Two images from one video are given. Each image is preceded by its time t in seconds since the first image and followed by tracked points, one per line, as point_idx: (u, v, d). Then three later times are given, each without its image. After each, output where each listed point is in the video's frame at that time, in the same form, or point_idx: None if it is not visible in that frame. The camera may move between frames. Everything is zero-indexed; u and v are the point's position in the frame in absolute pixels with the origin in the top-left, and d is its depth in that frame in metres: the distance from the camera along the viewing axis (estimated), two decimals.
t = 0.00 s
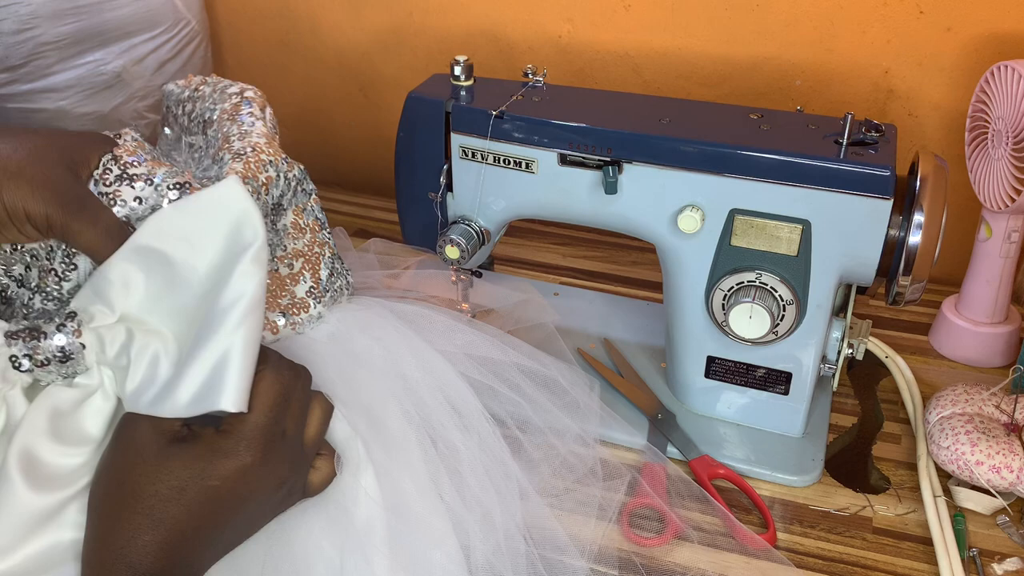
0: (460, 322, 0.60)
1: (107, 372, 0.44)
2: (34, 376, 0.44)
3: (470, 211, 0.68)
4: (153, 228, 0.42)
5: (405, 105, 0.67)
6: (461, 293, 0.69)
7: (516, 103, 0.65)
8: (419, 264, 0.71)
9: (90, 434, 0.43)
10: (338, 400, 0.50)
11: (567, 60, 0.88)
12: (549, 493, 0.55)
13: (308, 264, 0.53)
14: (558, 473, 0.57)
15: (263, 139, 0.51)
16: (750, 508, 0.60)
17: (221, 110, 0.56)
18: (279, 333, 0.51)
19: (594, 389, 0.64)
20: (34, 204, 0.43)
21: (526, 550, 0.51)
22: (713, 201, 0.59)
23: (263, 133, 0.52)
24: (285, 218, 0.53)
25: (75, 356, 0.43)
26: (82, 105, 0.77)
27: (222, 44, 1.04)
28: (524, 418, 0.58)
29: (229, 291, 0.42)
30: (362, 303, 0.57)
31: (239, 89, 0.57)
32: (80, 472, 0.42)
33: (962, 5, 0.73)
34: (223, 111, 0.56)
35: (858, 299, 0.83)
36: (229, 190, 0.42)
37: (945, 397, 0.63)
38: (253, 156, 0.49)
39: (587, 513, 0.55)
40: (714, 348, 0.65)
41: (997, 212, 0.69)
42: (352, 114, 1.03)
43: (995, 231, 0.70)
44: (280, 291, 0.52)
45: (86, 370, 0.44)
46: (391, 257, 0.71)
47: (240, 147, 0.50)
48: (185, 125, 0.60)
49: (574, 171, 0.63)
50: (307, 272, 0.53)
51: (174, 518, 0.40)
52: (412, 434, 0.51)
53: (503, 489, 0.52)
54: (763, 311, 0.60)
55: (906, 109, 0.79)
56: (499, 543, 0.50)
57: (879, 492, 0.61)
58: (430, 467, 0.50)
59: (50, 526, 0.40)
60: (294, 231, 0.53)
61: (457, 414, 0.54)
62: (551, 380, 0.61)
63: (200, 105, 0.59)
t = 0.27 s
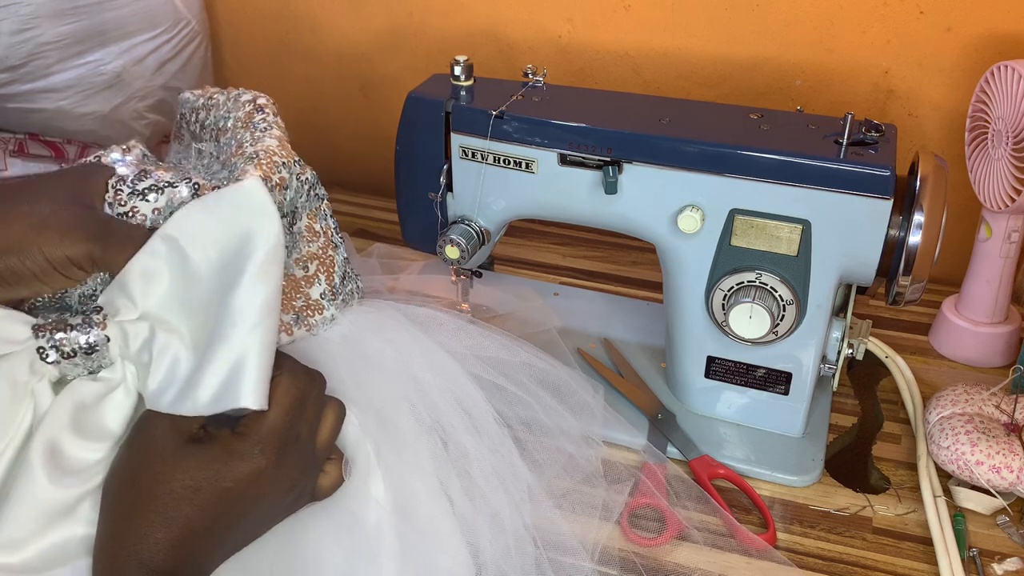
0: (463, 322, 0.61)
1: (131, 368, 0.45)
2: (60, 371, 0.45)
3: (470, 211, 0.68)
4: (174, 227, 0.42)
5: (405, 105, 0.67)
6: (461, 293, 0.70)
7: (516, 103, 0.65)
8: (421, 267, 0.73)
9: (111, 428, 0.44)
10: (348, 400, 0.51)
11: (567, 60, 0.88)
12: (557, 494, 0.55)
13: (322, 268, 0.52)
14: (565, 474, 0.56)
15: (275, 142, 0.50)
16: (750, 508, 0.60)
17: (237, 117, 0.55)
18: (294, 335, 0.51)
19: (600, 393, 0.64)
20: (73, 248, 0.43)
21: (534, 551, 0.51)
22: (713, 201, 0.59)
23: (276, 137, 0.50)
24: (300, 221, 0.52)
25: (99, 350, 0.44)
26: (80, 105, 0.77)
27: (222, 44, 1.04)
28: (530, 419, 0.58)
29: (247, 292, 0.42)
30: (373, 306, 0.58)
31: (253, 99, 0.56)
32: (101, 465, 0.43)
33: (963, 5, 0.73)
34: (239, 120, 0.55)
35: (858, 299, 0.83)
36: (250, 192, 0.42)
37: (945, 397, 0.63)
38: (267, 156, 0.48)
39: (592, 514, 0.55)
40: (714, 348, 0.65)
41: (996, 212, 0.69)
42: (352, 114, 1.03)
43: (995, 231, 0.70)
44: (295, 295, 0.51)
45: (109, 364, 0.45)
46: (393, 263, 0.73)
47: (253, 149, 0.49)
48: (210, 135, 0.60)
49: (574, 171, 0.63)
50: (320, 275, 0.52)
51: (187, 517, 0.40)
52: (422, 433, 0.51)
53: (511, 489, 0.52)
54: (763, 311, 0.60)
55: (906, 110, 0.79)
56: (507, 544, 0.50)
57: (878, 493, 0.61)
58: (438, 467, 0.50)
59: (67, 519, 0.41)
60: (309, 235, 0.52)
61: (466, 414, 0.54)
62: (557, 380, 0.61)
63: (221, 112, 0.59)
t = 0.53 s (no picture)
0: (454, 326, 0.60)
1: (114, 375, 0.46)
2: (43, 378, 0.46)
3: (470, 211, 0.68)
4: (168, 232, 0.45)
5: (405, 105, 0.67)
6: (461, 293, 0.70)
7: (516, 103, 0.65)
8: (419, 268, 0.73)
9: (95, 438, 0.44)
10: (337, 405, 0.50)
11: (567, 60, 0.88)
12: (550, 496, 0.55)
13: (313, 272, 0.53)
14: (557, 475, 0.56)
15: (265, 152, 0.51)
16: (750, 508, 0.60)
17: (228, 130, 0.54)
18: (282, 339, 0.51)
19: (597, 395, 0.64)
20: (76, 238, 0.45)
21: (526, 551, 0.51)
22: (713, 201, 0.59)
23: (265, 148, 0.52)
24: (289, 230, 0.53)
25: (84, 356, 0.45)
26: (80, 105, 0.77)
27: (222, 44, 1.04)
28: (523, 420, 0.58)
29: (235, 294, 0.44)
30: (364, 311, 0.58)
31: (235, 111, 0.55)
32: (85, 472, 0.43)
33: (963, 5, 0.73)
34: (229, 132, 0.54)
35: (858, 299, 0.83)
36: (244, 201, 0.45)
37: (945, 397, 0.63)
38: (268, 170, 0.50)
39: (588, 514, 0.55)
40: (714, 348, 0.65)
41: (997, 212, 0.69)
42: (352, 114, 1.03)
43: (995, 231, 0.70)
44: (284, 300, 0.52)
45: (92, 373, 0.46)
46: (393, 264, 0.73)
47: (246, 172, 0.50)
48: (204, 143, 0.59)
49: (574, 171, 0.63)
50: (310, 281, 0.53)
51: (173, 524, 0.40)
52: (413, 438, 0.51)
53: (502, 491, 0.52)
54: (763, 311, 0.60)
55: (906, 110, 0.79)
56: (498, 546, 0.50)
57: (878, 493, 0.61)
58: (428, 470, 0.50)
59: (52, 528, 0.41)
60: (299, 241, 0.54)
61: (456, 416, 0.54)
62: (550, 382, 0.61)
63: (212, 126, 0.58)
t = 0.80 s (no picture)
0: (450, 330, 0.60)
1: (58, 365, 0.42)
2: None
3: (470, 211, 0.68)
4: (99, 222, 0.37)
5: (406, 105, 0.67)
6: (461, 294, 0.70)
7: (516, 103, 0.65)
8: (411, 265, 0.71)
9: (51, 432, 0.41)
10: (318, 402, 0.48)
11: (567, 60, 0.88)
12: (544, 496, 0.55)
13: (286, 269, 0.50)
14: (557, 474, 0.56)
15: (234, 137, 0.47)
16: (750, 508, 0.60)
17: (212, 111, 0.52)
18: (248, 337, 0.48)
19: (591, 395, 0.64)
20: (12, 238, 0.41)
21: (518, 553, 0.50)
22: (713, 201, 0.59)
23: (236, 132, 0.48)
24: (266, 220, 0.50)
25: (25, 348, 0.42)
26: (80, 105, 0.77)
27: (223, 44, 1.04)
28: (514, 421, 0.57)
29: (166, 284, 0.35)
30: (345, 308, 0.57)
31: (226, 91, 0.53)
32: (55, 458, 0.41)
33: (962, 5, 0.73)
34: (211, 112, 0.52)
35: (859, 300, 0.83)
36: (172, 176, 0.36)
37: (945, 397, 0.63)
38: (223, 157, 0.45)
39: (586, 513, 0.55)
40: (714, 348, 0.65)
41: (996, 212, 0.69)
42: (352, 114, 1.03)
43: (995, 231, 0.70)
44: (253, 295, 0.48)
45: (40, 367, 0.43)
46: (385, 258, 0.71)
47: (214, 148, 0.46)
48: (185, 131, 0.57)
49: (574, 171, 0.63)
50: (283, 277, 0.50)
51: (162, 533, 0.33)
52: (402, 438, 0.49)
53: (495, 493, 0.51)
54: (763, 312, 0.60)
55: (906, 110, 0.79)
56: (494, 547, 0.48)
57: (878, 492, 0.61)
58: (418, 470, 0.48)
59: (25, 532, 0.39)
60: (275, 234, 0.50)
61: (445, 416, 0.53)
62: (545, 382, 0.61)
63: (195, 108, 0.55)
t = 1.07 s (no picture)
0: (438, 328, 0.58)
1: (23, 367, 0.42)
2: None
3: (470, 211, 0.68)
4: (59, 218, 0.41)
5: (406, 105, 0.67)
6: (461, 291, 0.68)
7: (516, 103, 0.65)
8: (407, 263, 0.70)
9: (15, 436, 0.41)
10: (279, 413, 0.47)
11: (568, 60, 0.88)
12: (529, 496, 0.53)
13: (256, 272, 0.52)
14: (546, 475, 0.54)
15: (206, 135, 0.50)
16: (750, 508, 0.60)
17: (183, 105, 0.53)
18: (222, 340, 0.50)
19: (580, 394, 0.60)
20: None
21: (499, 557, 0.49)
22: (713, 201, 0.59)
23: (206, 130, 0.50)
24: (238, 218, 0.52)
25: None
26: (80, 105, 0.77)
27: (223, 44, 1.04)
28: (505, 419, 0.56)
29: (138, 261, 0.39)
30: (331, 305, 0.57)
31: (199, 85, 0.54)
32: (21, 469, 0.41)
33: (963, 5, 0.73)
34: (183, 106, 0.53)
35: (859, 300, 0.84)
36: (128, 166, 0.40)
37: (945, 396, 0.63)
38: (195, 151, 0.48)
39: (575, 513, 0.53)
40: (713, 348, 0.65)
41: (996, 212, 0.69)
42: (352, 114, 1.03)
43: (995, 231, 0.70)
44: (226, 299, 0.50)
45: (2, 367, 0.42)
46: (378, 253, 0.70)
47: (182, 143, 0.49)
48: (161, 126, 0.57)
49: (575, 171, 0.63)
50: (255, 279, 0.52)
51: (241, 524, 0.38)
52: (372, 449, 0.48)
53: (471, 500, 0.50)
54: (763, 312, 0.60)
55: (906, 110, 0.79)
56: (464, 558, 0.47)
57: (878, 492, 0.61)
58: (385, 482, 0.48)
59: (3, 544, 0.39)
60: (247, 234, 0.52)
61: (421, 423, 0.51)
62: (535, 380, 0.59)
63: (171, 102, 0.56)
